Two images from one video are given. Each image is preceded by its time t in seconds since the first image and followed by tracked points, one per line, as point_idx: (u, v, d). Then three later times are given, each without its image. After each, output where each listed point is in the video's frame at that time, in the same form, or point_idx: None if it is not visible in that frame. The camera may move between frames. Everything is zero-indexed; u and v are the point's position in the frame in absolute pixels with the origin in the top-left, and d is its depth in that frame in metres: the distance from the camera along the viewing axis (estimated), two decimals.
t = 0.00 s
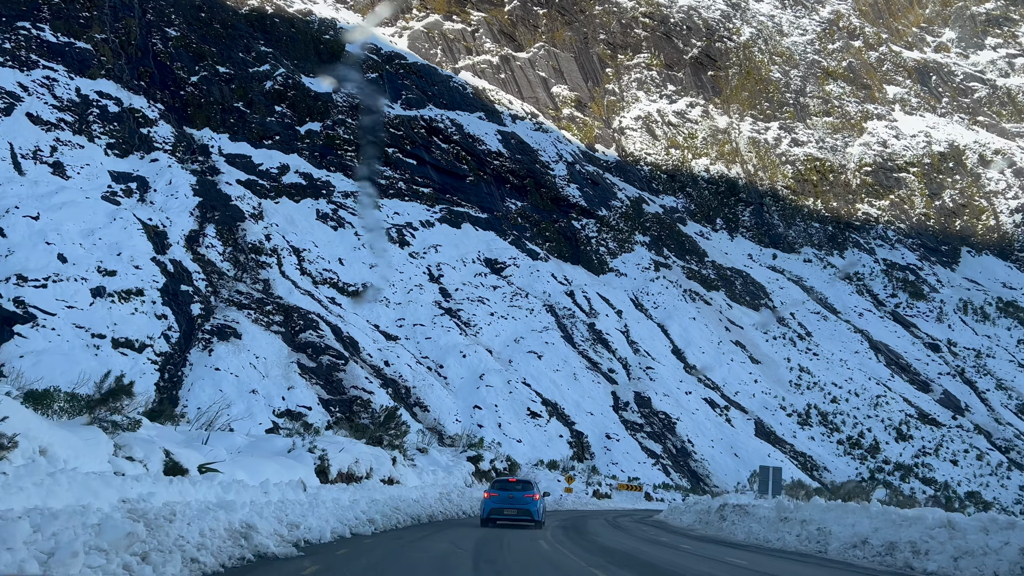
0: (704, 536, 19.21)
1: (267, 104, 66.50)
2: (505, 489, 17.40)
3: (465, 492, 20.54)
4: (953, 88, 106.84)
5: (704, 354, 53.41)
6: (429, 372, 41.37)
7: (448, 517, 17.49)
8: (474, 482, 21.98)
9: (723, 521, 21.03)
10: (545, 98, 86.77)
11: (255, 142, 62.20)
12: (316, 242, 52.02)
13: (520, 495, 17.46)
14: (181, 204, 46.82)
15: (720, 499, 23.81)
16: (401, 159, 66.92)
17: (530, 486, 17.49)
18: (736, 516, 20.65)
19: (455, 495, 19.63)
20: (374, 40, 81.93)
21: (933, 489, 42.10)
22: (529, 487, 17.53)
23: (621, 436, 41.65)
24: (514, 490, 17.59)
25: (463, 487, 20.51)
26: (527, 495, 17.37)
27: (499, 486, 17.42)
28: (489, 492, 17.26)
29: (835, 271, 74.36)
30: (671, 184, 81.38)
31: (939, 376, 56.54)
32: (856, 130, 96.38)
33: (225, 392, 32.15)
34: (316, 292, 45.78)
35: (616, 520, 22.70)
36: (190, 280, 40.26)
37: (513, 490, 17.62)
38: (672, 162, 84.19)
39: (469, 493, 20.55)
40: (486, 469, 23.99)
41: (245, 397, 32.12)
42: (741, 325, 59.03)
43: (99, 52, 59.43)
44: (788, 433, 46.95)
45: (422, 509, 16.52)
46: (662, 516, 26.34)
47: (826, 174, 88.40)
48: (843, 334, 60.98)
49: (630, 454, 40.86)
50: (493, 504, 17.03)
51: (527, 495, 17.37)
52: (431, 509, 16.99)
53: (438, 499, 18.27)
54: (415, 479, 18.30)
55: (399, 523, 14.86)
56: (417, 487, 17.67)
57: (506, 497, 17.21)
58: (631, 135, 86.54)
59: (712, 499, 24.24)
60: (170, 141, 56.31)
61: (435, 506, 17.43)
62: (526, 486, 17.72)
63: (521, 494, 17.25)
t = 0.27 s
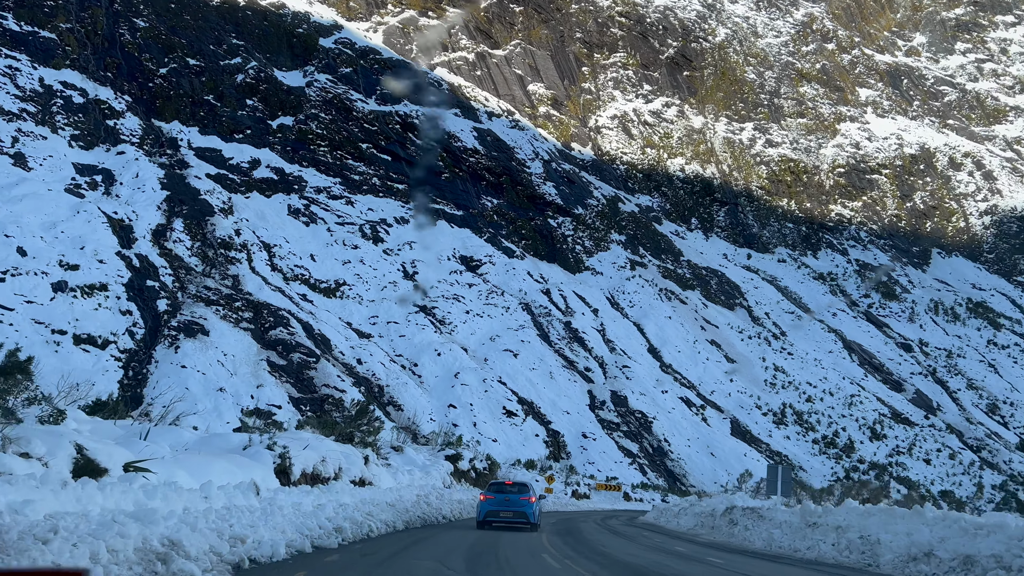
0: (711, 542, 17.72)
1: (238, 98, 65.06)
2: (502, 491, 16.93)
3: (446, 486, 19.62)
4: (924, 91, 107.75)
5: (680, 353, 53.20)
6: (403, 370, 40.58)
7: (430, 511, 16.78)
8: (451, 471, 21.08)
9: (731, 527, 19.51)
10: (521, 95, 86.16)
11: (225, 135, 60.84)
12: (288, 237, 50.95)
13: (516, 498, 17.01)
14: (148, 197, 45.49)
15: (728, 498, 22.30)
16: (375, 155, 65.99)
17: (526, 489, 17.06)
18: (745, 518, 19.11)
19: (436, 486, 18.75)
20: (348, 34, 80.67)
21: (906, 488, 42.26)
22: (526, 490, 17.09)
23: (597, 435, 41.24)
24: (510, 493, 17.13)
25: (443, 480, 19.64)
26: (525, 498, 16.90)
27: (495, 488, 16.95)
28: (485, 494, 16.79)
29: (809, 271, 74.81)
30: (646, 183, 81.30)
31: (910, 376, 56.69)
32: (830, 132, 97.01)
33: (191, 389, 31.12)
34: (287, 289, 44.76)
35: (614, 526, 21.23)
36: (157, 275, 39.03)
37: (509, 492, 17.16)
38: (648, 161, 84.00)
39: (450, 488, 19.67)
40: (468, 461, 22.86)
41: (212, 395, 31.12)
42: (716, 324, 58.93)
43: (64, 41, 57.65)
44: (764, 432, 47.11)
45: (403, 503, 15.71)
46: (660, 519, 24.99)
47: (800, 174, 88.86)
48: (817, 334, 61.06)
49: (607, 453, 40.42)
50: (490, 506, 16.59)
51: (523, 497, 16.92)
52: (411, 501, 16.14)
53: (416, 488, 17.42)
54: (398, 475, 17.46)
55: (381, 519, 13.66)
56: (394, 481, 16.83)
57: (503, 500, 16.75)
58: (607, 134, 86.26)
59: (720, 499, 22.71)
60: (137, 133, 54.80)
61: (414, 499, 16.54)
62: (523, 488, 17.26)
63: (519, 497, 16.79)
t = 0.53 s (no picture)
0: (720, 552, 15.70)
1: (204, 90, 63.47)
2: (493, 494, 16.86)
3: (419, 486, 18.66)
4: (891, 95, 108.43)
5: (652, 352, 52.95)
6: (372, 368, 39.69)
7: (407, 509, 16.01)
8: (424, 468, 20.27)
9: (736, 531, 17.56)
10: (494, 93, 85.47)
11: (191, 128, 59.32)
12: (254, 232, 49.74)
13: (507, 501, 16.96)
14: (109, 189, 43.97)
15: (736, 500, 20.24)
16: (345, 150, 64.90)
17: (517, 492, 17.03)
18: (755, 522, 16.98)
19: (409, 485, 17.86)
20: (318, 28, 79.32)
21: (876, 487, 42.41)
22: (516, 494, 17.07)
23: (570, 435, 40.75)
24: (501, 496, 17.09)
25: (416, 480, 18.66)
26: (515, 501, 16.87)
27: (485, 491, 16.88)
28: (476, 496, 16.70)
29: (780, 271, 75.10)
30: (619, 183, 81.11)
31: (879, 376, 57.04)
32: (800, 134, 97.69)
33: (151, 387, 29.99)
34: (253, 285, 43.60)
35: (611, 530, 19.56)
36: (117, 269, 37.64)
37: (499, 495, 17.11)
38: (621, 161, 83.80)
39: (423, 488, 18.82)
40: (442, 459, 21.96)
41: (173, 394, 30.02)
42: (688, 324, 58.82)
43: (22, 28, 55.64)
44: (736, 432, 46.97)
45: (375, 499, 14.83)
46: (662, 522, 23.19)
47: (771, 175, 89.16)
48: (788, 334, 61.18)
49: (579, 453, 39.90)
50: (480, 509, 16.45)
51: (514, 501, 16.90)
52: (385, 498, 15.28)
53: (388, 486, 16.56)
54: (363, 474, 16.11)
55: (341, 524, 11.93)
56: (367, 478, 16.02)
57: (494, 503, 16.66)
58: (580, 133, 85.92)
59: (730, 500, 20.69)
60: (99, 123, 53.01)
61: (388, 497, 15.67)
62: (513, 492, 17.23)
63: (509, 500, 16.76)
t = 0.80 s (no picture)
0: (739, 561, 14.12)
1: (167, 80, 61.70)
2: (481, 495, 17.60)
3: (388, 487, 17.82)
4: (858, 98, 110.55)
5: (622, 351, 52.71)
6: (338, 366, 38.76)
7: (379, 506, 15.31)
8: (394, 466, 19.54)
9: (753, 538, 16.01)
10: (465, 89, 84.64)
11: (152, 119, 57.60)
12: (217, 226, 48.47)
13: (495, 502, 17.71)
14: (65, 180, 42.14)
15: (746, 502, 18.76)
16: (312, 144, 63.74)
17: (504, 493, 17.75)
18: (776, 528, 15.48)
19: (378, 483, 17.06)
20: (285, 21, 77.80)
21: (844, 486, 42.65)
22: (503, 494, 17.78)
23: (540, 434, 40.29)
24: (488, 497, 17.82)
25: (385, 480, 17.83)
26: (503, 502, 17.59)
27: (473, 492, 17.63)
28: (464, 498, 17.47)
29: (748, 271, 75.47)
30: (590, 181, 80.87)
31: (846, 376, 57.42)
32: (768, 135, 98.42)
33: (106, 385, 28.78)
34: (215, 280, 42.37)
35: (612, 534, 17.94)
36: (72, 262, 36.06)
37: (487, 496, 17.87)
38: (591, 160, 83.55)
39: (393, 487, 18.06)
40: (412, 458, 21.18)
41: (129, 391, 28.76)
42: (658, 323, 58.72)
43: None
44: (705, 431, 46.89)
45: (344, 497, 14.04)
46: (661, 524, 21.64)
47: (740, 176, 89.54)
48: (756, 333, 61.32)
49: (549, 452, 39.42)
50: (468, 510, 17.28)
51: (501, 501, 17.63)
52: (357, 497, 14.52)
53: (357, 483, 15.78)
54: (328, 479, 14.57)
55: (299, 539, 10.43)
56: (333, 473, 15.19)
57: (481, 504, 17.44)
58: (550, 130, 85.50)
59: (739, 501, 19.22)
60: (55, 113, 49.72)
61: (357, 494, 14.90)
62: (501, 492, 18.00)
63: (496, 501, 17.48)
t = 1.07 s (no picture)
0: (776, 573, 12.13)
1: (127, 70, 59.80)
2: (467, 497, 17.92)
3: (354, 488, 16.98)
4: (825, 101, 111.68)
5: (592, 349, 52.38)
6: (303, 364, 37.73)
7: (349, 506, 14.54)
8: (362, 465, 18.75)
9: (784, 548, 13.94)
10: (434, 84, 83.71)
11: (111, 109, 55.75)
12: (178, 220, 47.02)
13: (481, 504, 17.97)
14: (18, 169, 39.96)
15: (763, 504, 16.85)
16: (278, 137, 62.39)
17: (490, 494, 18.02)
18: (810, 534, 13.57)
19: (343, 483, 16.25)
20: (251, 12, 76.08)
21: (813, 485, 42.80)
22: (489, 496, 18.02)
23: (510, 433, 39.71)
24: (475, 498, 18.11)
25: (352, 480, 17.00)
26: (488, 504, 17.88)
27: (459, 494, 17.96)
28: (449, 499, 17.81)
29: (717, 271, 75.75)
30: (560, 180, 80.52)
31: (813, 375, 57.80)
32: (737, 137, 99.06)
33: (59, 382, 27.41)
34: (175, 274, 40.98)
35: (615, 545, 15.90)
36: (23, 253, 34.38)
37: (474, 498, 18.15)
38: (561, 158, 83.17)
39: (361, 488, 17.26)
40: (381, 457, 20.40)
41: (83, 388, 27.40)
42: (628, 322, 58.53)
43: None
44: (675, 430, 46.73)
45: (310, 496, 13.23)
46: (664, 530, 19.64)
47: (708, 176, 89.85)
48: (724, 333, 61.47)
49: (519, 451, 38.84)
50: (453, 512, 17.61)
51: (487, 503, 17.92)
52: (324, 494, 13.73)
53: (324, 483, 14.95)
54: (287, 483, 13.48)
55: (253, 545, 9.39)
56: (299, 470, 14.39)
57: (467, 506, 17.76)
58: (521, 128, 84.94)
59: (752, 503, 17.36)
60: (8, 101, 46.92)
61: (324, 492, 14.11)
62: (487, 494, 18.26)
63: (482, 502, 17.78)
